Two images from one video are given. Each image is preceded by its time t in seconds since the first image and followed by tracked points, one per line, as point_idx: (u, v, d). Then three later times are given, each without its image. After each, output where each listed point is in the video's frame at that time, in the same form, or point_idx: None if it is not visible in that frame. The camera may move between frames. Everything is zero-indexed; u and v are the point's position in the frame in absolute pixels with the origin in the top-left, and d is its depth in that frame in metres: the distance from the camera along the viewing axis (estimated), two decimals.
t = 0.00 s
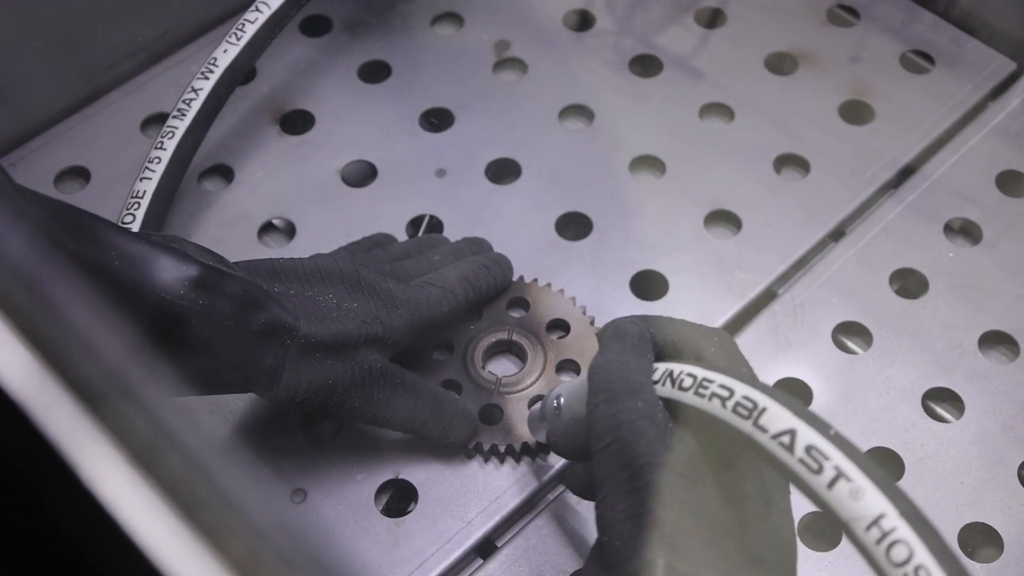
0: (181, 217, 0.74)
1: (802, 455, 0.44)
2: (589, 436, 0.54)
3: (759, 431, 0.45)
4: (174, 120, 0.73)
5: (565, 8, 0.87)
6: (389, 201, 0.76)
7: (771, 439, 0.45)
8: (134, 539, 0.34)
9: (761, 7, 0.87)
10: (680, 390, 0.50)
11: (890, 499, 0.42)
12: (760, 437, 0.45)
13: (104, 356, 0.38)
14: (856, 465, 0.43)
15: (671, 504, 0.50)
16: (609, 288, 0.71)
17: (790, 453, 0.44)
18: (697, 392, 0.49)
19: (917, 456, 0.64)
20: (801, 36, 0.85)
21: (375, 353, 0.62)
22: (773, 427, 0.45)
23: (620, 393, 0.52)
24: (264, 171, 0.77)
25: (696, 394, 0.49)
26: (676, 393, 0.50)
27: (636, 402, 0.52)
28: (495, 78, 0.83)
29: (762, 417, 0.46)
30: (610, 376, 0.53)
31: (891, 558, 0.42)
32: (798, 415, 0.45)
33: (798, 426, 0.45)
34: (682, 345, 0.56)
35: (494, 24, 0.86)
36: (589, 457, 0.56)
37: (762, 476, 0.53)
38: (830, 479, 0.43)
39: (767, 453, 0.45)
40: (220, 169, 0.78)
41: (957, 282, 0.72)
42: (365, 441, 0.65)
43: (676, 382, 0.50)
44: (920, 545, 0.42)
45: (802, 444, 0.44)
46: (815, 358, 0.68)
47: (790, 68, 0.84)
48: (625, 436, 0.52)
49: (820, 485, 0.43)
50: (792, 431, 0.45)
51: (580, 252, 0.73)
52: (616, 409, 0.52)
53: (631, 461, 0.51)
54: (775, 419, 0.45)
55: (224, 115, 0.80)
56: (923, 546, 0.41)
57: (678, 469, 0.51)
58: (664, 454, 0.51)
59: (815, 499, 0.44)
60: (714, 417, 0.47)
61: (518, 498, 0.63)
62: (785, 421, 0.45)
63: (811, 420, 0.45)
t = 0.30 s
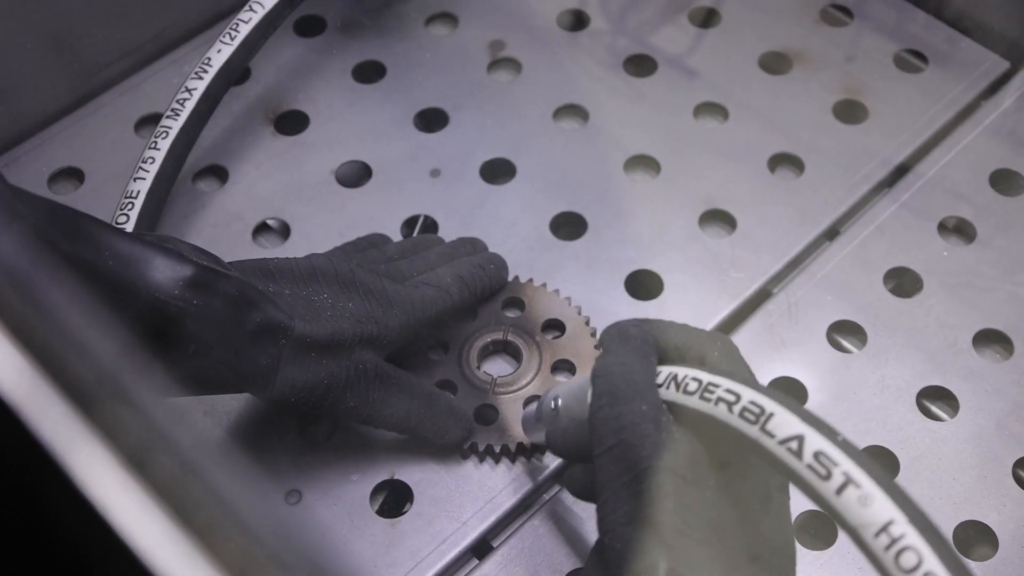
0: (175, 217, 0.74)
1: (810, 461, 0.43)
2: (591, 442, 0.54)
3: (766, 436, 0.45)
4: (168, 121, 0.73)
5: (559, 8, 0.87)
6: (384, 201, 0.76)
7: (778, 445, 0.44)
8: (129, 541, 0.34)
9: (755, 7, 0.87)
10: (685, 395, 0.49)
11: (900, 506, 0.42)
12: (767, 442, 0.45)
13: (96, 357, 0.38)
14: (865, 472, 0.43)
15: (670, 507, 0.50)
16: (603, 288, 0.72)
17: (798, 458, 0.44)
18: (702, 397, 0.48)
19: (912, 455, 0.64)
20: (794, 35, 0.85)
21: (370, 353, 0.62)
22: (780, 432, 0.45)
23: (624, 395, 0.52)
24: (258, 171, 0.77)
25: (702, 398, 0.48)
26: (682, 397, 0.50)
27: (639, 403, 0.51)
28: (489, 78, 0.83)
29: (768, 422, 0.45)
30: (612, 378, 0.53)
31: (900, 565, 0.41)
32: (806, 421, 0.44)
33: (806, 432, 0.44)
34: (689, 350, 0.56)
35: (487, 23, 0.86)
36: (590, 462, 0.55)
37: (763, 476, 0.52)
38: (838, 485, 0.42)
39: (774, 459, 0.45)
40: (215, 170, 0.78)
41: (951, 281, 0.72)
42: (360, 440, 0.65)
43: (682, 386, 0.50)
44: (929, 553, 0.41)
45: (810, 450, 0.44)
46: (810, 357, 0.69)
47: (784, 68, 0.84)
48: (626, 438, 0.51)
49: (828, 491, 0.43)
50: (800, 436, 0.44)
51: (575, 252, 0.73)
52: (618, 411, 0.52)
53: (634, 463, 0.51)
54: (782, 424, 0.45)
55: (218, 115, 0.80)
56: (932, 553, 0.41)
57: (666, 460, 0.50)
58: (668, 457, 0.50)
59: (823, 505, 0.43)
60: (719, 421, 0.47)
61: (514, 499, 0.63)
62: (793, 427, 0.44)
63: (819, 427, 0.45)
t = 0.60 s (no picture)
0: (175, 215, 0.74)
1: (803, 457, 0.44)
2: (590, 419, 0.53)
3: (760, 430, 0.46)
4: (168, 118, 0.73)
5: (559, 7, 0.87)
6: (383, 199, 0.76)
7: (773, 440, 0.45)
8: (132, 528, 0.34)
9: (756, 6, 0.87)
10: (683, 383, 0.50)
11: (891, 505, 0.42)
12: (761, 437, 0.45)
13: (99, 344, 0.38)
14: (858, 469, 0.43)
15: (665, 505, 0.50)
16: (602, 287, 0.72)
17: (791, 454, 0.44)
18: (699, 387, 0.48)
19: (911, 455, 0.64)
20: (795, 35, 0.85)
21: (370, 350, 0.62)
22: (774, 428, 0.45)
23: (621, 381, 0.52)
24: (258, 169, 0.77)
25: (698, 388, 0.49)
26: (678, 385, 0.50)
27: (637, 393, 0.51)
28: (490, 77, 0.83)
29: (763, 417, 0.46)
30: (611, 364, 0.53)
31: (890, 565, 0.41)
32: (801, 416, 0.45)
33: (800, 428, 0.45)
34: (689, 334, 0.56)
35: (488, 22, 0.86)
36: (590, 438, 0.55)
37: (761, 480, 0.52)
38: (830, 482, 0.43)
39: (768, 454, 0.45)
40: (215, 168, 0.78)
41: (950, 281, 0.72)
42: (358, 437, 0.65)
43: (679, 373, 0.50)
44: (920, 552, 0.41)
45: (803, 446, 0.44)
46: (809, 357, 0.68)
47: (784, 68, 0.84)
48: (620, 424, 0.51)
49: (820, 489, 0.43)
50: (794, 432, 0.44)
51: (575, 251, 0.73)
52: (615, 396, 0.52)
53: (634, 461, 0.51)
54: (777, 420, 0.45)
55: (218, 113, 0.80)
56: (923, 553, 0.41)
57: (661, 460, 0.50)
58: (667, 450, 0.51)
59: (816, 502, 0.44)
60: (715, 413, 0.47)
61: (512, 497, 0.63)
62: (787, 422, 0.45)
63: (813, 422, 0.45)
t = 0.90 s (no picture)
0: (176, 213, 0.74)
1: (804, 457, 0.45)
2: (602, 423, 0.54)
3: (763, 429, 0.47)
4: (170, 117, 0.73)
5: (561, 6, 0.87)
6: (384, 197, 0.76)
7: (775, 439, 0.46)
8: (132, 524, 0.34)
9: (757, 6, 0.87)
10: (691, 382, 0.50)
11: (889, 506, 0.43)
12: (764, 436, 0.47)
13: (99, 342, 0.38)
14: (857, 470, 0.44)
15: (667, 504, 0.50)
16: (602, 286, 0.72)
17: (792, 453, 0.45)
18: (706, 386, 0.49)
19: (910, 455, 0.64)
20: (796, 34, 0.85)
21: (370, 349, 0.62)
22: (777, 427, 0.46)
23: (631, 381, 0.53)
24: (259, 167, 0.77)
25: (706, 387, 0.49)
26: (686, 383, 0.51)
27: (645, 391, 0.52)
28: (490, 76, 0.83)
29: (767, 416, 0.47)
30: (622, 365, 0.54)
31: (886, 564, 0.43)
32: (804, 417, 0.46)
33: (802, 428, 0.46)
34: (701, 334, 0.56)
35: (489, 21, 0.86)
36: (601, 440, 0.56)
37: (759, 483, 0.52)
38: (829, 482, 0.44)
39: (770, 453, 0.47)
40: (216, 166, 0.78)
41: (951, 281, 0.72)
42: (358, 436, 0.65)
43: (688, 372, 0.51)
44: (916, 552, 0.43)
45: (804, 446, 0.45)
46: (809, 356, 0.69)
47: (785, 67, 0.84)
48: (626, 423, 0.52)
49: (820, 488, 0.44)
50: (796, 432, 0.46)
51: (575, 250, 0.73)
52: (625, 397, 0.53)
53: (634, 459, 0.51)
54: (780, 419, 0.46)
55: (219, 111, 0.80)
56: (918, 554, 0.42)
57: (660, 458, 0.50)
58: (668, 445, 0.51)
59: (815, 500, 0.45)
60: (720, 412, 0.49)
61: (512, 496, 0.63)
62: (790, 422, 0.46)
63: (816, 423, 0.46)
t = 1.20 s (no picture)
0: (176, 212, 0.74)
1: (799, 460, 0.44)
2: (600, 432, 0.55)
3: (759, 433, 0.46)
4: (169, 116, 0.73)
5: (561, 5, 0.87)
6: (384, 197, 0.76)
7: (770, 443, 0.46)
8: (126, 527, 0.34)
9: (757, 5, 0.87)
10: (688, 389, 0.50)
11: (885, 507, 0.43)
12: (760, 440, 0.46)
13: (97, 345, 0.38)
14: (853, 472, 0.44)
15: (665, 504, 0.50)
16: (602, 285, 0.72)
17: (788, 457, 0.45)
18: (703, 392, 0.49)
19: (910, 454, 0.64)
20: (796, 34, 0.85)
21: (369, 349, 0.62)
22: (772, 430, 0.46)
23: (630, 389, 0.53)
24: (259, 167, 0.77)
25: (702, 394, 0.49)
26: (682, 390, 0.50)
27: (643, 400, 0.52)
28: (490, 75, 0.83)
29: (762, 420, 0.46)
30: (620, 373, 0.54)
31: (882, 566, 0.42)
32: (799, 420, 0.46)
33: (798, 431, 0.45)
34: (698, 343, 0.55)
35: (489, 20, 0.86)
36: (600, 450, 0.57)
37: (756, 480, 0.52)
38: (824, 484, 0.44)
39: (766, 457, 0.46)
40: (216, 165, 0.78)
41: (951, 281, 0.72)
42: (358, 436, 0.65)
43: (685, 380, 0.50)
44: (911, 553, 0.42)
45: (799, 449, 0.45)
46: (809, 356, 0.68)
47: (785, 67, 0.84)
48: (625, 432, 0.52)
49: (815, 490, 0.44)
50: (791, 435, 0.45)
51: (575, 250, 0.73)
52: (623, 405, 0.53)
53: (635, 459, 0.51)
54: (775, 423, 0.46)
55: (218, 111, 0.80)
56: (914, 555, 0.42)
57: (659, 457, 0.51)
58: (666, 450, 0.51)
59: (810, 502, 0.44)
60: (717, 418, 0.48)
61: (512, 496, 0.63)
62: (785, 425, 0.46)
63: (810, 426, 0.46)
